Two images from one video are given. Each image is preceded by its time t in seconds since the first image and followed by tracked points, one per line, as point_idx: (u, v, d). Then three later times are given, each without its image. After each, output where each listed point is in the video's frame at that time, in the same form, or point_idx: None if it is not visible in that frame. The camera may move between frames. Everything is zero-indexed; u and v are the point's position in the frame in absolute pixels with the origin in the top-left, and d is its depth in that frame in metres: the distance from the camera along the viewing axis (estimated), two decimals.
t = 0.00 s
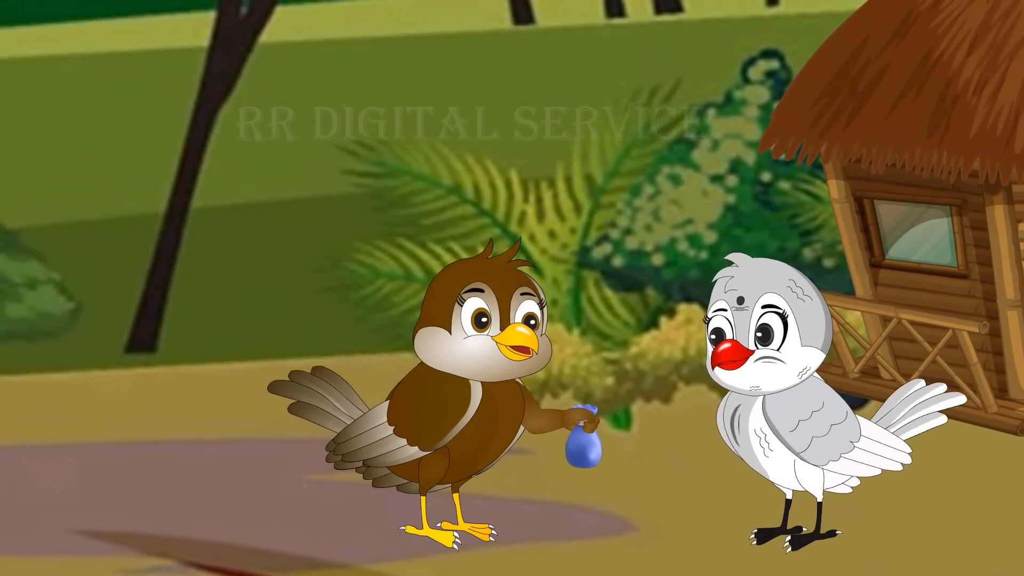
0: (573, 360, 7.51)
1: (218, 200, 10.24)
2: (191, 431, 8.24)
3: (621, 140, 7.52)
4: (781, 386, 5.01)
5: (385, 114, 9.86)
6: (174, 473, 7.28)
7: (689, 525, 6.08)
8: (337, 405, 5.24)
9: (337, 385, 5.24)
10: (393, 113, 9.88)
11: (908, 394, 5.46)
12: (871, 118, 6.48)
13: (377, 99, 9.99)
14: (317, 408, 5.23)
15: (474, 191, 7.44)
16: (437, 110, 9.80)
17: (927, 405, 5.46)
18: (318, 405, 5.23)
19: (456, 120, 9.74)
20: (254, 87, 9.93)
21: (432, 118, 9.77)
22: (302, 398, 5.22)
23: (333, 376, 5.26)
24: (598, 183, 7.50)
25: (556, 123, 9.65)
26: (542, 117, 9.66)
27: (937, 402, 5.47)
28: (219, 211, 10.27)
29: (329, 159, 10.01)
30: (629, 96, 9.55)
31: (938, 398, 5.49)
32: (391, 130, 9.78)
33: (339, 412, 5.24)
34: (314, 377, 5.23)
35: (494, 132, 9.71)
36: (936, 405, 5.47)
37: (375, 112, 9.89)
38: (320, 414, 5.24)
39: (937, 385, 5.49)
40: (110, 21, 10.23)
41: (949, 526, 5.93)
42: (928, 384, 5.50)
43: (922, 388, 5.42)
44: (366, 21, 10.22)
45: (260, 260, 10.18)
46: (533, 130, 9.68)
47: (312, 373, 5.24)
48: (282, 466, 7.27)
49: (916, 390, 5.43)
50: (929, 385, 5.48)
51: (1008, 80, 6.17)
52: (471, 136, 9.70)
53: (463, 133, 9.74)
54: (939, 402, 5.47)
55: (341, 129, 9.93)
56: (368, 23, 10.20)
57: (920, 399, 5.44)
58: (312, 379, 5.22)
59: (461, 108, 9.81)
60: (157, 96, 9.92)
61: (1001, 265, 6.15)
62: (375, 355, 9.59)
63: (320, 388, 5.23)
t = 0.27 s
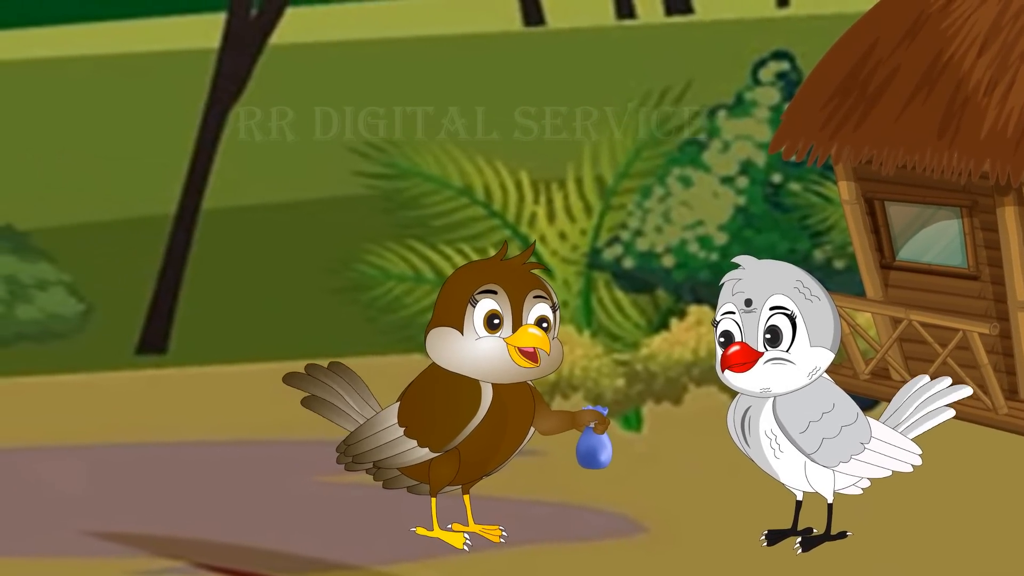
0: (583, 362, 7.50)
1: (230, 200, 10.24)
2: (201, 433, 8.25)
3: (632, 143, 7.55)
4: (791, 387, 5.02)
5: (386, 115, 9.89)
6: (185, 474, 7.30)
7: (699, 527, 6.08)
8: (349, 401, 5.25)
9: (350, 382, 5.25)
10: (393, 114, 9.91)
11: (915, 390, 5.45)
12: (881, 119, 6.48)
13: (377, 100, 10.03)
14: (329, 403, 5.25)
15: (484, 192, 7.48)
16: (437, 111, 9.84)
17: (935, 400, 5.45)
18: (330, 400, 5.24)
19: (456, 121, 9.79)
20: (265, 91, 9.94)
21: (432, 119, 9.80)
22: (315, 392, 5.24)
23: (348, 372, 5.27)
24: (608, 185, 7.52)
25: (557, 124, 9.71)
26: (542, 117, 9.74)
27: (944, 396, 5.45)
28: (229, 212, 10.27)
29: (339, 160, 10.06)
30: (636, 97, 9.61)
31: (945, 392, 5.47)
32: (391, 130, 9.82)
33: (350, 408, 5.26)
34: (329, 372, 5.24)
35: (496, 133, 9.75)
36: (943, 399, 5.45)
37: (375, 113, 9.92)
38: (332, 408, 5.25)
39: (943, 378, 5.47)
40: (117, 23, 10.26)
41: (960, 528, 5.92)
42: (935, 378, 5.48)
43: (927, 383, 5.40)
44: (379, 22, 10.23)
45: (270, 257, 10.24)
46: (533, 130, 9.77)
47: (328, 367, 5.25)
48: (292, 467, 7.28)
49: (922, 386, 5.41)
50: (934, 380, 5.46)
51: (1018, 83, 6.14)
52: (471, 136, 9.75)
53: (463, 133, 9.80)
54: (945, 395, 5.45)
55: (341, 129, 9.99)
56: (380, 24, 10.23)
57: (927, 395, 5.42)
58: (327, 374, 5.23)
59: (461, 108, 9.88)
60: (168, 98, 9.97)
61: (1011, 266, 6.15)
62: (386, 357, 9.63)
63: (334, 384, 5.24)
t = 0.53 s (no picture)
0: (594, 363, 7.55)
1: (239, 203, 10.31)
2: (211, 434, 8.28)
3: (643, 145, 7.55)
4: (801, 387, 5.02)
5: (386, 115, 9.92)
6: (195, 476, 7.32)
7: (710, 528, 6.09)
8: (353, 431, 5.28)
9: (341, 412, 5.27)
10: (393, 114, 9.94)
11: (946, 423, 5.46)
12: (892, 121, 6.48)
13: (377, 99, 10.08)
14: (330, 439, 5.27)
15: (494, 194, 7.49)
16: (437, 110, 9.86)
17: (962, 440, 5.45)
18: (330, 436, 5.27)
19: (456, 120, 9.81)
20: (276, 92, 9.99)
21: (433, 118, 9.82)
22: (311, 438, 5.26)
23: (333, 404, 5.29)
24: (619, 186, 7.54)
25: (556, 124, 9.72)
26: (541, 117, 9.76)
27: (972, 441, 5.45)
28: (240, 214, 10.31)
29: (349, 162, 10.11)
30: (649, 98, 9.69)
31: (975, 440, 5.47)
32: (391, 130, 9.82)
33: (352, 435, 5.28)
34: (316, 412, 5.27)
35: (495, 133, 9.77)
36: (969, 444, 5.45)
37: (375, 113, 9.97)
38: (335, 443, 5.28)
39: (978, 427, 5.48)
40: (128, 23, 10.33)
41: (971, 530, 5.92)
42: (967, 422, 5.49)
43: (964, 422, 5.43)
44: (391, 26, 10.26)
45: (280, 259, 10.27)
46: (533, 130, 9.77)
47: (311, 410, 5.28)
48: (303, 469, 7.30)
49: (956, 421, 5.43)
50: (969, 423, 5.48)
51: None
52: (472, 136, 9.72)
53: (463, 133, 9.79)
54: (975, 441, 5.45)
55: (341, 129, 10.04)
56: (392, 27, 10.26)
57: (956, 429, 5.44)
58: (314, 416, 5.26)
59: (461, 108, 9.91)
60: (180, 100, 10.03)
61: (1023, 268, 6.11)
62: (396, 358, 9.64)
63: (325, 420, 5.26)
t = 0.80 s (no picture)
0: (604, 365, 7.55)
1: (252, 204, 10.41)
2: (222, 435, 8.30)
3: (654, 146, 7.55)
4: (812, 389, 5.02)
5: (387, 115, 9.92)
6: (207, 477, 7.34)
7: (721, 529, 6.10)
8: (366, 430, 5.28)
9: (355, 409, 5.28)
10: (394, 114, 9.92)
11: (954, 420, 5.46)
12: (903, 123, 6.48)
13: (377, 99, 10.12)
14: (340, 436, 5.27)
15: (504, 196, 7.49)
16: (437, 110, 9.82)
17: (969, 436, 5.45)
18: (341, 433, 5.27)
19: (456, 120, 9.75)
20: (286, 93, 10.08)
21: (433, 117, 9.75)
22: (323, 432, 5.27)
23: (347, 402, 5.30)
24: (630, 188, 7.51)
25: (556, 123, 9.67)
26: (541, 117, 9.71)
27: (979, 436, 5.45)
28: (249, 215, 10.45)
29: (361, 163, 10.21)
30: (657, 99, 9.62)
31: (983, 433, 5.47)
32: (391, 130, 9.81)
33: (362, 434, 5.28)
34: (329, 408, 5.28)
35: (495, 132, 9.75)
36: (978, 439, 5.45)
37: (375, 113, 10.00)
38: (345, 441, 5.28)
39: (985, 420, 5.48)
40: (139, 25, 10.43)
41: (983, 531, 5.93)
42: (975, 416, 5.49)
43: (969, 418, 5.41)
44: (401, 25, 10.28)
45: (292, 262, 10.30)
46: (533, 130, 9.76)
47: (324, 406, 5.29)
48: (313, 471, 7.33)
49: (963, 418, 5.43)
50: (976, 418, 5.47)
51: None
52: (472, 135, 9.69)
53: (463, 132, 9.68)
54: (982, 436, 5.44)
55: (341, 129, 10.11)
56: (402, 27, 10.27)
57: (963, 427, 5.43)
58: (327, 411, 5.26)
59: (461, 108, 9.86)
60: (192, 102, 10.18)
61: None
62: (407, 360, 9.65)
63: (338, 417, 5.27)
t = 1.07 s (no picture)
0: (615, 366, 7.54)
1: (262, 205, 10.45)
2: (233, 437, 8.32)
3: (664, 147, 7.53)
4: (822, 390, 5.03)
5: (386, 115, 10.03)
6: (217, 479, 7.37)
7: (731, 531, 6.10)
8: (381, 423, 5.29)
9: (372, 401, 5.29)
10: (393, 114, 10.04)
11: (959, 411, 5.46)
12: (913, 124, 6.48)
13: (378, 100, 10.21)
14: (355, 426, 5.29)
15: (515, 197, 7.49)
16: (437, 111, 9.85)
17: (975, 424, 5.45)
18: (356, 423, 5.29)
19: (456, 120, 9.76)
20: (296, 94, 10.11)
21: (433, 118, 9.77)
22: (338, 419, 5.27)
23: (365, 392, 5.30)
24: (640, 189, 7.51)
25: (556, 123, 9.66)
26: (541, 117, 9.72)
27: (984, 423, 5.46)
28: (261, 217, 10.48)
29: (370, 165, 10.25)
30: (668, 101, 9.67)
31: (988, 419, 5.47)
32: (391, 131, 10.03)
33: (376, 426, 5.29)
34: (347, 396, 5.28)
35: (495, 132, 9.76)
36: (984, 425, 5.45)
37: (375, 114, 10.07)
38: (359, 431, 5.29)
39: (988, 405, 5.47)
40: (150, 27, 10.55)
41: (993, 533, 5.92)
42: (978, 403, 5.49)
43: (972, 407, 5.41)
44: (415, 25, 10.39)
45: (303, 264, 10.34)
46: (533, 130, 9.80)
47: (343, 393, 5.29)
48: (324, 472, 7.35)
49: (967, 407, 5.43)
50: (979, 405, 5.48)
51: None
52: (471, 136, 9.68)
53: (463, 132, 9.68)
54: (987, 422, 5.45)
55: (341, 129, 10.17)
56: (411, 28, 10.40)
57: (968, 417, 5.43)
58: (345, 399, 5.27)
59: (462, 109, 9.92)
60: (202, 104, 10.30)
61: None
62: (417, 361, 9.66)
63: (355, 406, 5.28)
